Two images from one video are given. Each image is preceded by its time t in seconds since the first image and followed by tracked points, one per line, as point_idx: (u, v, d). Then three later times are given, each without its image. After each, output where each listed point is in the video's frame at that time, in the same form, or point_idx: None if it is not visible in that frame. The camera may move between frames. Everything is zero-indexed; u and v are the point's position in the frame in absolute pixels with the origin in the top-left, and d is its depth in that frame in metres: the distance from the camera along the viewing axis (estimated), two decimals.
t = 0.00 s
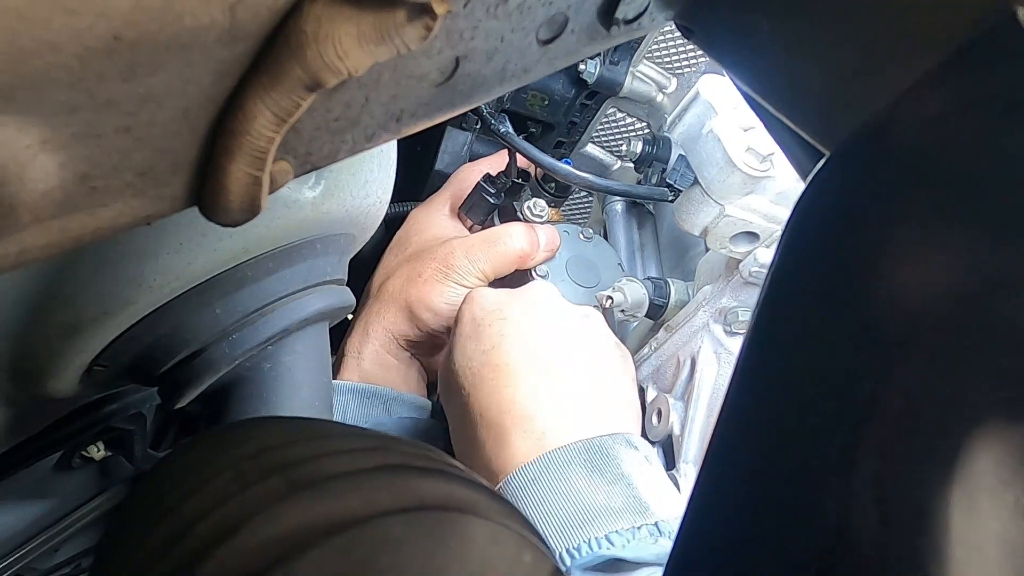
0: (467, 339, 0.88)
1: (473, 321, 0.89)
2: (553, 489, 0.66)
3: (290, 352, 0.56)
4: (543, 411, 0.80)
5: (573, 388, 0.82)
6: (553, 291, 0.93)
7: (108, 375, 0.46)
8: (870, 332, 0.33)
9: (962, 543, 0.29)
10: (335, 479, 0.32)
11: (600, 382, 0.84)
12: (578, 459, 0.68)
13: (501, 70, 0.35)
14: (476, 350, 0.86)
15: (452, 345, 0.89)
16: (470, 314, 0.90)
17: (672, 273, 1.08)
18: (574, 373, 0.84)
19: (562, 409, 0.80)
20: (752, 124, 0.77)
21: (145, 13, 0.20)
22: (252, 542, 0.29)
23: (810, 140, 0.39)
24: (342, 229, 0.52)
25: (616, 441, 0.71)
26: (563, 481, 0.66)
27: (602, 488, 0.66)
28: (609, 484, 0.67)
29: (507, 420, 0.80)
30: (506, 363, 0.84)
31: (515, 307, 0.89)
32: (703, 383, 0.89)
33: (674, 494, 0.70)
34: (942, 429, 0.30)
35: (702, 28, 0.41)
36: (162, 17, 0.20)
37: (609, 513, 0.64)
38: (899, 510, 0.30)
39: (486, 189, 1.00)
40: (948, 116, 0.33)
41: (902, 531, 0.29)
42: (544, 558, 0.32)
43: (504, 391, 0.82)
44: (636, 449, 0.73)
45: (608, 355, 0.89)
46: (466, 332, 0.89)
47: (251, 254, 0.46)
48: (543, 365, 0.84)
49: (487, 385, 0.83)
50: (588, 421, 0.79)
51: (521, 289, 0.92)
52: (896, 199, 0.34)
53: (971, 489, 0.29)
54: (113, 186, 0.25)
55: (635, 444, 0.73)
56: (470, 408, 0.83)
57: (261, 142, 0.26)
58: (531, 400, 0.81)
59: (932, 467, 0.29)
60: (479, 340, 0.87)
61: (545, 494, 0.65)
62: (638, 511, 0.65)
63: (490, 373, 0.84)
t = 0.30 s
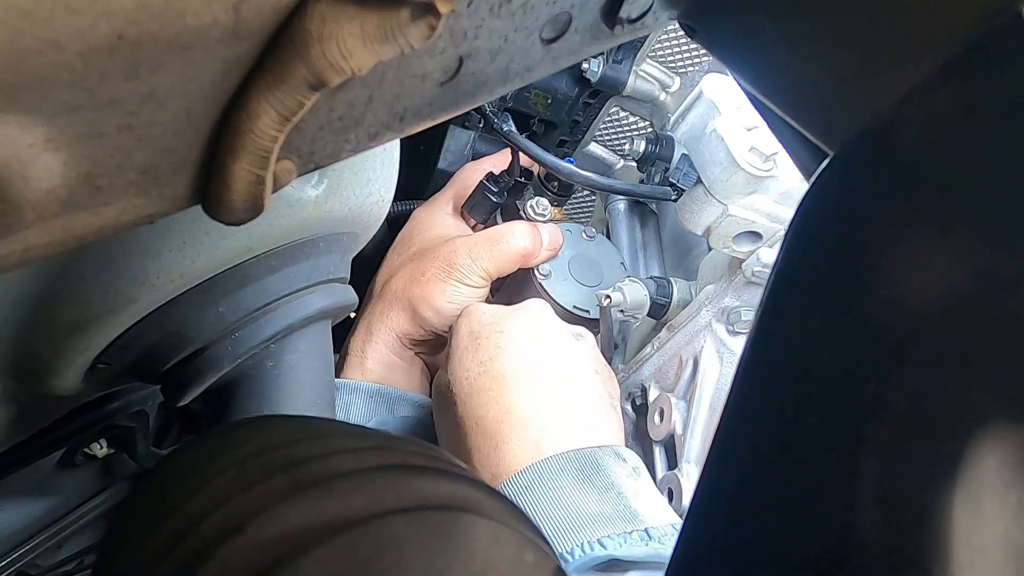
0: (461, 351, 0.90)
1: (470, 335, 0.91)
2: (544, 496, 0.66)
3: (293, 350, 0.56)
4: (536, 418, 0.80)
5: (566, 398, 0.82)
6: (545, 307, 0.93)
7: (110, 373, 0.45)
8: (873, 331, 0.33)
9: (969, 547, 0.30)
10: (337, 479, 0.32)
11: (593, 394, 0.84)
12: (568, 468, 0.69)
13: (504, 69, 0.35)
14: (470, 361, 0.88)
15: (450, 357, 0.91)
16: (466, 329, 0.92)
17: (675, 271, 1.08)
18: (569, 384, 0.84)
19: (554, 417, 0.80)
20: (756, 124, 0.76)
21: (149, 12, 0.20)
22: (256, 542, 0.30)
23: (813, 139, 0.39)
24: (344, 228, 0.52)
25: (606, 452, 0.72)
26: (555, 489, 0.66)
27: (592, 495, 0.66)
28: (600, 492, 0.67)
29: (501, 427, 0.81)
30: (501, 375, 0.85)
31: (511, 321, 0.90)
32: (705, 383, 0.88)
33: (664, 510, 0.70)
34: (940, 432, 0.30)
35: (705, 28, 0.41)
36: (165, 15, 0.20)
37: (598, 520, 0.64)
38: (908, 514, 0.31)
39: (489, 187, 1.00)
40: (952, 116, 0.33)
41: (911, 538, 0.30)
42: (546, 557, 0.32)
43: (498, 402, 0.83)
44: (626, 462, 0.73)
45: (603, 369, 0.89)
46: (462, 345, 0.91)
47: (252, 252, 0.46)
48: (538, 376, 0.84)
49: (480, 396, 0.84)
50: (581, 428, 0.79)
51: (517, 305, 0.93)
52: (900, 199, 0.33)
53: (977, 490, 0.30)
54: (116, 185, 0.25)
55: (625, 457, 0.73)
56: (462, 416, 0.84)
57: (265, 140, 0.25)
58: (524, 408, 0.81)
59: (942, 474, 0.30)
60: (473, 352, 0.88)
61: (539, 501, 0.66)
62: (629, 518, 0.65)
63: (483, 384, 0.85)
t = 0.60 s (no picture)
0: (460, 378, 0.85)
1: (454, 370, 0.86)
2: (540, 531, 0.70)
3: (290, 346, 0.55)
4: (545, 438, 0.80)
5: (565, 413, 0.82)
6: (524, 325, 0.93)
7: (107, 367, 0.45)
8: (873, 332, 0.33)
9: (967, 548, 0.30)
10: (335, 477, 0.31)
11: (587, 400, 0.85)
12: (556, 497, 0.71)
13: (504, 65, 0.35)
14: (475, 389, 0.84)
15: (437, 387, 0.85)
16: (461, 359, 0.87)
17: (673, 269, 1.08)
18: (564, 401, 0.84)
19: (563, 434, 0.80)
20: (755, 121, 0.76)
21: (147, 5, 0.20)
22: (254, 539, 0.30)
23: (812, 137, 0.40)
24: (343, 224, 0.51)
25: (587, 469, 0.72)
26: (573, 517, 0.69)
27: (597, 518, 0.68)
28: (584, 517, 0.69)
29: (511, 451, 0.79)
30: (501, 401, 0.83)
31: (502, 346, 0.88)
32: (703, 382, 0.89)
33: (661, 514, 0.70)
34: (947, 431, 0.30)
35: (706, 25, 0.41)
36: (163, 8, 0.20)
37: (582, 555, 0.67)
38: (905, 511, 0.30)
39: (487, 184, 1.00)
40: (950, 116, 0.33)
41: (905, 531, 0.30)
42: (545, 556, 0.32)
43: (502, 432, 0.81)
44: (610, 472, 0.73)
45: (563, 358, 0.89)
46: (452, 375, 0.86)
47: (250, 248, 0.46)
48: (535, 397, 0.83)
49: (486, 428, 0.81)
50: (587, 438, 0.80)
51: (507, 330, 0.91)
52: (900, 199, 0.33)
53: (976, 491, 0.30)
54: (113, 179, 0.25)
55: (608, 466, 0.74)
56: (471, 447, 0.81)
57: (264, 136, 0.25)
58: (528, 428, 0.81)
59: (937, 472, 0.30)
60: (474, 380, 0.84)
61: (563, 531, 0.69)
62: (613, 542, 0.67)
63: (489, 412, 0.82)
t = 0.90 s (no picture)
0: (462, 380, 0.84)
1: (454, 374, 0.85)
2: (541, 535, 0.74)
3: (290, 346, 0.55)
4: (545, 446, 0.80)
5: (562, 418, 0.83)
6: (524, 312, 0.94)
7: (109, 367, 0.45)
8: (874, 334, 0.33)
9: (969, 549, 0.30)
10: (336, 476, 0.31)
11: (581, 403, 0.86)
12: (540, 514, 0.73)
13: (505, 65, 0.35)
14: (477, 398, 0.84)
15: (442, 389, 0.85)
16: (464, 357, 0.85)
17: (675, 269, 1.08)
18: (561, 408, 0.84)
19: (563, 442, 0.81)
20: (757, 121, 0.76)
21: (149, 5, 0.20)
22: (255, 539, 0.30)
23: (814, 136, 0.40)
24: (344, 223, 0.51)
25: (560, 486, 0.73)
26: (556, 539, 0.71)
27: (574, 540, 0.69)
28: (560, 538, 0.70)
29: (517, 461, 0.79)
30: (503, 408, 0.83)
31: (509, 343, 0.87)
32: (704, 380, 0.88)
33: (638, 530, 0.70)
34: (948, 433, 0.30)
35: (709, 23, 0.41)
36: (164, 9, 0.20)
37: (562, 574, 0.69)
38: (904, 512, 0.31)
39: (488, 183, 1.00)
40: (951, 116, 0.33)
41: (907, 535, 0.31)
42: (547, 557, 0.32)
43: (504, 438, 0.81)
44: (583, 488, 0.73)
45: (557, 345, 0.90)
46: (455, 377, 0.85)
47: (251, 247, 0.46)
48: (536, 401, 0.83)
49: (484, 443, 0.82)
50: (584, 444, 0.81)
51: (516, 324, 0.90)
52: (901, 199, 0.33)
53: (977, 491, 0.30)
54: (115, 179, 0.25)
55: (583, 480, 0.74)
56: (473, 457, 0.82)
57: (265, 135, 0.25)
58: (531, 435, 0.81)
59: (942, 472, 0.31)
60: (476, 388, 0.84)
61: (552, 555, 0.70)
62: (582, 565, 0.68)
63: (490, 422, 0.82)
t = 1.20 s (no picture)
0: (469, 387, 0.87)
1: (464, 379, 0.88)
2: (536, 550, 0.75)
3: (292, 346, 0.55)
4: (542, 455, 0.80)
5: (567, 431, 0.83)
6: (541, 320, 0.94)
7: (111, 367, 0.45)
8: (875, 335, 0.33)
9: (969, 549, 0.30)
10: (337, 476, 0.31)
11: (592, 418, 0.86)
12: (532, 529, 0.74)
13: (507, 65, 0.35)
14: (480, 405, 0.85)
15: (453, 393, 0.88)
16: (474, 365, 0.87)
17: (676, 270, 1.08)
18: (569, 421, 0.84)
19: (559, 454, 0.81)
20: (759, 122, 0.76)
21: (151, 5, 0.20)
22: (255, 539, 0.30)
23: (816, 136, 0.40)
24: (346, 224, 0.51)
25: (549, 504, 0.73)
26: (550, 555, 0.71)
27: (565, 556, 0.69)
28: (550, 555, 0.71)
29: (513, 474, 0.80)
30: (508, 416, 0.83)
31: (521, 351, 0.87)
32: (705, 381, 0.88)
33: (625, 547, 0.69)
34: (948, 433, 0.31)
35: (711, 23, 0.40)
36: (166, 9, 0.20)
37: None
38: (904, 512, 0.31)
39: (490, 183, 1.00)
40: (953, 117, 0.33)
41: (909, 533, 0.31)
42: (549, 557, 0.33)
43: (505, 445, 0.82)
44: (572, 504, 0.73)
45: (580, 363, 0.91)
46: (466, 382, 0.87)
47: (253, 247, 0.46)
48: (543, 410, 0.84)
49: (485, 448, 0.83)
50: (579, 457, 0.81)
51: (534, 334, 0.91)
52: (902, 198, 0.33)
53: (978, 491, 0.30)
54: (118, 178, 0.25)
55: (572, 497, 0.73)
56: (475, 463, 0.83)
57: (266, 135, 0.25)
58: (533, 443, 0.82)
59: (942, 471, 0.30)
60: (481, 395, 0.86)
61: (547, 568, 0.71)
62: None
63: (491, 430, 0.83)
